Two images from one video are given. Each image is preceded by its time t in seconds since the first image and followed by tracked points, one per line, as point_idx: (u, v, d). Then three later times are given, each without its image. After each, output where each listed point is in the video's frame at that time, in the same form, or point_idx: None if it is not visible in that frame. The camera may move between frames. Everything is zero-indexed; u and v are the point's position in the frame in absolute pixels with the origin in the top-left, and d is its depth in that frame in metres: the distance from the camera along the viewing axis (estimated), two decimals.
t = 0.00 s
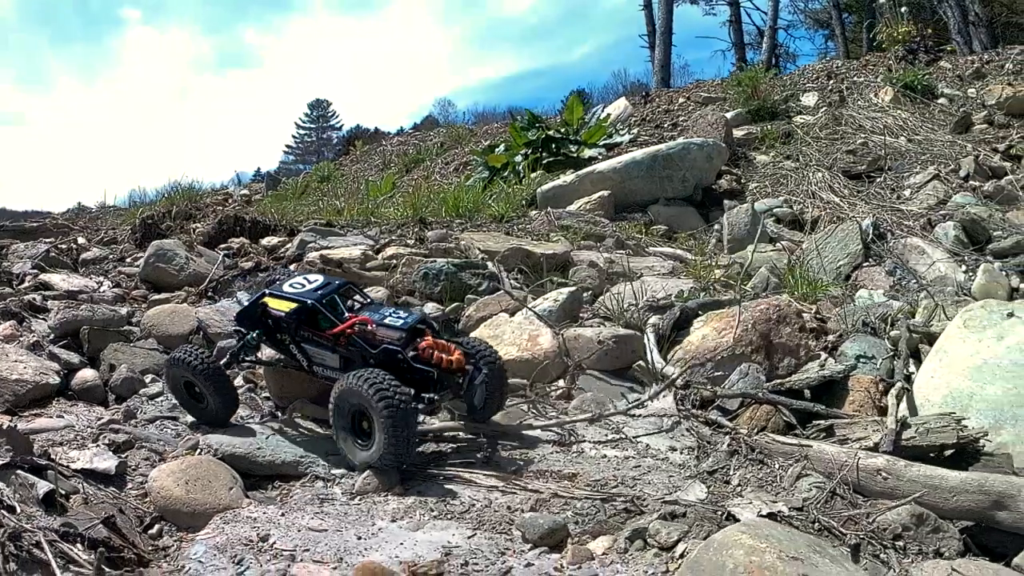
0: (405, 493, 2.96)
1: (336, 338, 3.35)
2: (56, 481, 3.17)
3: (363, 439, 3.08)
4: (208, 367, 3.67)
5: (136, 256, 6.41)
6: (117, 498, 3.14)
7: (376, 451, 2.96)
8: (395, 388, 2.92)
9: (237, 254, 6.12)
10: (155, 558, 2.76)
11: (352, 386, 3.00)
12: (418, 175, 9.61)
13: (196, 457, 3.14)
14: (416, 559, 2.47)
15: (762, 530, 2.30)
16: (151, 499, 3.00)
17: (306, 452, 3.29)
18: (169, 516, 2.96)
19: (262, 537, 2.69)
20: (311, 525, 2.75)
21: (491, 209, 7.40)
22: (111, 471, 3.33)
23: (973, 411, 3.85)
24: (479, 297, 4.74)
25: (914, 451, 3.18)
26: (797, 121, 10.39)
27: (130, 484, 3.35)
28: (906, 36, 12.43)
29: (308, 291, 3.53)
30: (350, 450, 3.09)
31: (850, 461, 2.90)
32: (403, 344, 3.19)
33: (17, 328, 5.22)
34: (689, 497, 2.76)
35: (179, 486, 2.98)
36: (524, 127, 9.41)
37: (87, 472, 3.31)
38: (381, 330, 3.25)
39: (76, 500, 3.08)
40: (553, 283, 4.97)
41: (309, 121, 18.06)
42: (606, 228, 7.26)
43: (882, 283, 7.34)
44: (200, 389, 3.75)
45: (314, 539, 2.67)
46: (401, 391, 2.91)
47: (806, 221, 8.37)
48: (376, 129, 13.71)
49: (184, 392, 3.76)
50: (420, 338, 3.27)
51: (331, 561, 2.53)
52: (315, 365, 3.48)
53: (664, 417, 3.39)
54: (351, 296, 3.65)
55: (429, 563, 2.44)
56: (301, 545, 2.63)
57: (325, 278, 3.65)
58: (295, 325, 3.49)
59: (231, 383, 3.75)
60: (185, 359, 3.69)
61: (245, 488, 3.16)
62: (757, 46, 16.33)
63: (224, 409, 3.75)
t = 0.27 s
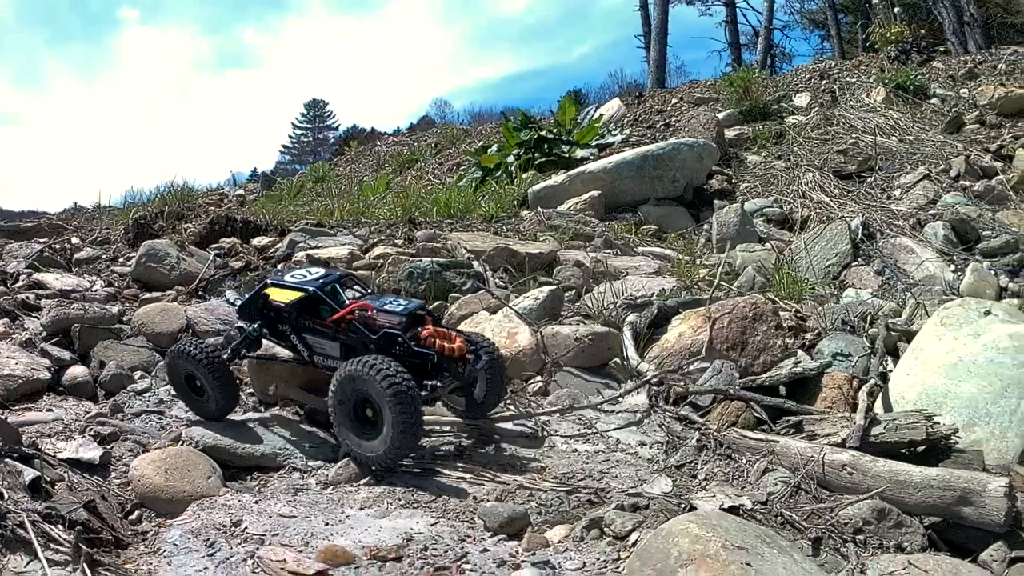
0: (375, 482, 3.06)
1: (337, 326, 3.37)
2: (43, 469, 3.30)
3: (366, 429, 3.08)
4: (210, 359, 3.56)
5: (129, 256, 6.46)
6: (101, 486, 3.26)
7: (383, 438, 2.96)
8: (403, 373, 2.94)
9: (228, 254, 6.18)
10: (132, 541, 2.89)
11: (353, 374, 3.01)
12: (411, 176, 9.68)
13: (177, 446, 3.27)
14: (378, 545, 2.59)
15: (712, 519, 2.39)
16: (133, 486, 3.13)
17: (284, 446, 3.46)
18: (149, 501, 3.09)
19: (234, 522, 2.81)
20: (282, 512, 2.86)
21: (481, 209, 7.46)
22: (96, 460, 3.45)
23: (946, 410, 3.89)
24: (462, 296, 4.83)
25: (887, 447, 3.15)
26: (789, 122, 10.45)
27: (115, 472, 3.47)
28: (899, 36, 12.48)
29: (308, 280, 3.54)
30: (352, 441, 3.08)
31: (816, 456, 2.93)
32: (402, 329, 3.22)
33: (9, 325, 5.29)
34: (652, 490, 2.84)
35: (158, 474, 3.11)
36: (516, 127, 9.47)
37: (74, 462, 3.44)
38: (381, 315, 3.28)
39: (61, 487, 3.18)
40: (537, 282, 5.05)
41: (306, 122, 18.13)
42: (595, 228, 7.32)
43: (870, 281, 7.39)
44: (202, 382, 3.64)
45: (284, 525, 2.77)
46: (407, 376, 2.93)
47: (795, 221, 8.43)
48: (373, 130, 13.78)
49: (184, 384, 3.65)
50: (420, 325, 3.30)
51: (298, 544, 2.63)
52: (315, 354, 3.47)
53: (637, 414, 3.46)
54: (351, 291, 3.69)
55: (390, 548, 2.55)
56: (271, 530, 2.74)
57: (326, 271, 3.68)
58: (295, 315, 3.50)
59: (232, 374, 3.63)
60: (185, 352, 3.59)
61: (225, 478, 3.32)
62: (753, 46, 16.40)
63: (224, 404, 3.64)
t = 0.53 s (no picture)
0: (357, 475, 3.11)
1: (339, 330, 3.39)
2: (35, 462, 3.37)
3: (367, 443, 3.08)
4: (209, 356, 3.53)
5: (124, 256, 6.48)
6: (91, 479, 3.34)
7: (388, 452, 2.98)
8: (404, 386, 2.95)
9: (222, 254, 6.20)
10: (121, 531, 2.94)
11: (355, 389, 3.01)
12: (407, 176, 9.71)
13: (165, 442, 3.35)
14: (357, 536, 2.67)
15: (683, 513, 2.45)
16: (122, 479, 3.20)
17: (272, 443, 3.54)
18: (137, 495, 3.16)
19: (219, 514, 2.88)
20: (266, 504, 2.93)
21: (476, 209, 7.49)
22: (87, 454, 3.53)
23: (931, 411, 3.89)
24: (452, 295, 4.88)
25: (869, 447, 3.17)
26: (784, 122, 10.49)
27: (106, 467, 3.54)
28: (895, 37, 12.50)
29: (311, 281, 3.55)
30: (356, 457, 3.09)
31: (796, 452, 2.94)
32: (405, 336, 3.27)
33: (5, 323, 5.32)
34: (633, 486, 2.88)
35: (148, 467, 3.18)
36: (512, 127, 9.49)
37: (66, 457, 3.52)
38: (384, 321, 3.31)
39: (52, 478, 3.24)
40: (527, 282, 5.09)
41: (304, 122, 18.17)
42: (589, 228, 7.36)
43: (864, 281, 7.42)
44: (201, 382, 3.60)
45: (267, 516, 2.85)
46: (408, 389, 2.94)
47: (789, 220, 8.47)
48: (371, 130, 13.82)
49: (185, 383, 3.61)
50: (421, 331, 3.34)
51: (280, 535, 2.71)
52: (316, 357, 3.49)
53: (621, 412, 3.49)
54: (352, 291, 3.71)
55: (368, 539, 2.63)
56: (254, 521, 2.81)
57: (327, 271, 3.69)
58: (297, 316, 3.51)
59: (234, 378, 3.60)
60: (188, 349, 3.57)
61: (212, 472, 3.40)
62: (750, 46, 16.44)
63: (226, 399, 3.59)
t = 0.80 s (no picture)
0: (341, 469, 3.19)
1: (342, 338, 3.41)
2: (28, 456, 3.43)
3: (370, 443, 3.11)
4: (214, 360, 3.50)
5: (120, 256, 6.51)
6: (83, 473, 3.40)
7: (387, 454, 3.00)
8: (406, 389, 2.95)
9: (217, 254, 6.23)
10: (110, 522, 3.00)
11: (356, 391, 3.03)
12: (404, 176, 9.75)
13: (155, 437, 3.41)
14: (336, 528, 2.76)
15: (650, 505, 2.52)
16: (112, 473, 3.26)
17: (260, 439, 3.62)
18: (127, 488, 3.23)
19: (204, 505, 2.95)
20: (251, 497, 3.01)
21: (471, 209, 7.53)
22: (79, 448, 3.61)
23: (915, 409, 3.90)
24: (443, 294, 4.93)
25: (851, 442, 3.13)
26: (780, 122, 10.53)
27: (97, 462, 3.62)
28: (891, 37, 12.57)
29: (313, 289, 3.57)
30: (357, 455, 3.12)
31: (774, 449, 2.92)
32: (406, 343, 3.28)
33: None
34: (612, 481, 2.95)
35: (137, 461, 3.25)
36: (508, 127, 9.53)
37: (59, 451, 3.59)
38: (387, 329, 3.33)
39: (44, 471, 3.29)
40: (517, 282, 5.14)
41: (302, 121, 18.22)
42: (584, 228, 7.40)
43: (857, 280, 7.45)
44: (203, 381, 3.57)
45: (251, 508, 2.93)
46: (408, 390, 2.95)
47: (783, 220, 8.50)
48: (369, 130, 13.86)
49: (186, 383, 3.58)
50: (424, 338, 3.35)
51: (262, 526, 2.79)
52: (319, 364, 3.51)
53: (604, 410, 3.53)
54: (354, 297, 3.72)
55: (348, 531, 2.72)
56: (238, 512, 2.89)
57: (330, 277, 3.70)
58: (299, 323, 3.53)
59: (236, 380, 3.57)
60: (193, 348, 3.53)
61: (202, 467, 3.47)
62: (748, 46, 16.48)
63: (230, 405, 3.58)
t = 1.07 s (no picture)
0: (327, 466, 3.26)
1: (344, 337, 3.44)
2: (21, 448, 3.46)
3: (371, 442, 3.11)
4: (220, 364, 3.59)
5: (116, 255, 6.54)
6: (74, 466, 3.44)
7: (387, 454, 3.00)
8: (406, 390, 2.95)
9: (212, 254, 6.26)
10: (99, 513, 3.04)
11: (356, 389, 3.04)
12: (400, 176, 9.78)
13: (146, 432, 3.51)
14: (317, 518, 2.81)
15: (620, 498, 2.61)
16: (102, 467, 3.36)
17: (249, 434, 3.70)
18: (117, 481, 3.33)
19: (191, 497, 3.00)
20: (236, 489, 3.06)
21: (465, 209, 7.57)
22: (70, 442, 3.66)
23: (898, 406, 3.92)
24: (433, 293, 4.98)
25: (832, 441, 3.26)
26: (775, 122, 10.57)
27: (88, 455, 3.67)
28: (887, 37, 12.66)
29: (317, 290, 3.63)
30: (358, 454, 3.13)
31: (753, 446, 2.94)
32: (408, 340, 3.29)
33: None
34: (592, 477, 2.99)
35: (127, 455, 3.34)
36: (504, 128, 9.57)
37: (52, 445, 3.63)
38: (388, 326, 3.34)
39: (36, 463, 3.33)
40: (509, 281, 5.19)
41: (300, 122, 18.28)
42: (578, 228, 7.43)
43: (851, 280, 7.47)
44: (205, 383, 3.65)
45: (236, 499, 2.98)
46: (409, 391, 2.94)
47: (777, 220, 8.54)
48: (367, 130, 13.91)
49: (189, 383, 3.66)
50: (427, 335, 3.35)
51: (245, 516, 2.85)
52: (321, 364, 3.54)
53: (589, 407, 3.59)
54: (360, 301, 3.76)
55: (327, 522, 2.78)
56: (223, 504, 2.94)
57: (336, 280, 3.74)
58: (302, 324, 3.56)
59: (240, 385, 3.64)
60: (198, 350, 3.62)
61: (191, 462, 3.56)
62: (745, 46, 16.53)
63: (229, 410, 3.64)
